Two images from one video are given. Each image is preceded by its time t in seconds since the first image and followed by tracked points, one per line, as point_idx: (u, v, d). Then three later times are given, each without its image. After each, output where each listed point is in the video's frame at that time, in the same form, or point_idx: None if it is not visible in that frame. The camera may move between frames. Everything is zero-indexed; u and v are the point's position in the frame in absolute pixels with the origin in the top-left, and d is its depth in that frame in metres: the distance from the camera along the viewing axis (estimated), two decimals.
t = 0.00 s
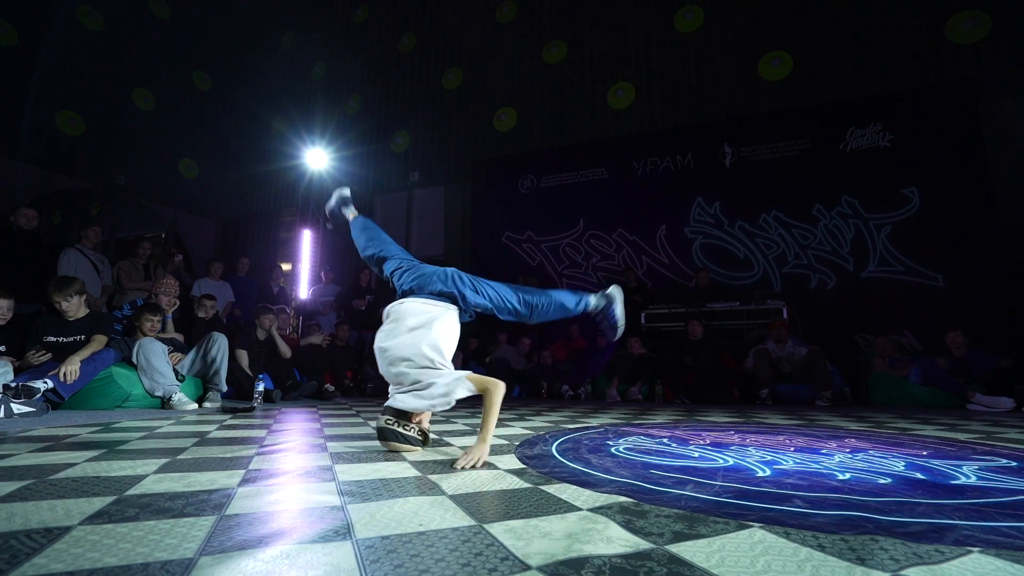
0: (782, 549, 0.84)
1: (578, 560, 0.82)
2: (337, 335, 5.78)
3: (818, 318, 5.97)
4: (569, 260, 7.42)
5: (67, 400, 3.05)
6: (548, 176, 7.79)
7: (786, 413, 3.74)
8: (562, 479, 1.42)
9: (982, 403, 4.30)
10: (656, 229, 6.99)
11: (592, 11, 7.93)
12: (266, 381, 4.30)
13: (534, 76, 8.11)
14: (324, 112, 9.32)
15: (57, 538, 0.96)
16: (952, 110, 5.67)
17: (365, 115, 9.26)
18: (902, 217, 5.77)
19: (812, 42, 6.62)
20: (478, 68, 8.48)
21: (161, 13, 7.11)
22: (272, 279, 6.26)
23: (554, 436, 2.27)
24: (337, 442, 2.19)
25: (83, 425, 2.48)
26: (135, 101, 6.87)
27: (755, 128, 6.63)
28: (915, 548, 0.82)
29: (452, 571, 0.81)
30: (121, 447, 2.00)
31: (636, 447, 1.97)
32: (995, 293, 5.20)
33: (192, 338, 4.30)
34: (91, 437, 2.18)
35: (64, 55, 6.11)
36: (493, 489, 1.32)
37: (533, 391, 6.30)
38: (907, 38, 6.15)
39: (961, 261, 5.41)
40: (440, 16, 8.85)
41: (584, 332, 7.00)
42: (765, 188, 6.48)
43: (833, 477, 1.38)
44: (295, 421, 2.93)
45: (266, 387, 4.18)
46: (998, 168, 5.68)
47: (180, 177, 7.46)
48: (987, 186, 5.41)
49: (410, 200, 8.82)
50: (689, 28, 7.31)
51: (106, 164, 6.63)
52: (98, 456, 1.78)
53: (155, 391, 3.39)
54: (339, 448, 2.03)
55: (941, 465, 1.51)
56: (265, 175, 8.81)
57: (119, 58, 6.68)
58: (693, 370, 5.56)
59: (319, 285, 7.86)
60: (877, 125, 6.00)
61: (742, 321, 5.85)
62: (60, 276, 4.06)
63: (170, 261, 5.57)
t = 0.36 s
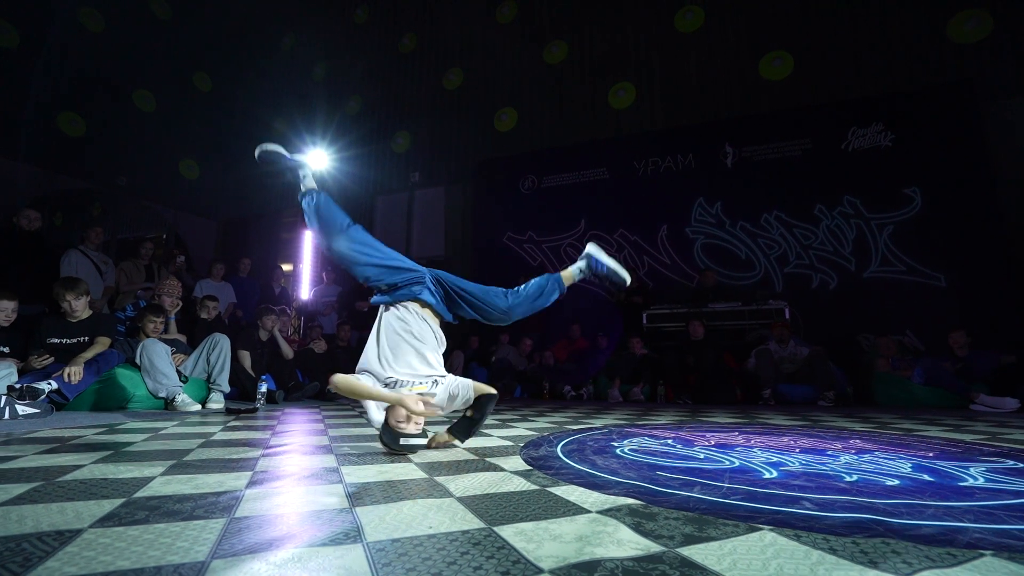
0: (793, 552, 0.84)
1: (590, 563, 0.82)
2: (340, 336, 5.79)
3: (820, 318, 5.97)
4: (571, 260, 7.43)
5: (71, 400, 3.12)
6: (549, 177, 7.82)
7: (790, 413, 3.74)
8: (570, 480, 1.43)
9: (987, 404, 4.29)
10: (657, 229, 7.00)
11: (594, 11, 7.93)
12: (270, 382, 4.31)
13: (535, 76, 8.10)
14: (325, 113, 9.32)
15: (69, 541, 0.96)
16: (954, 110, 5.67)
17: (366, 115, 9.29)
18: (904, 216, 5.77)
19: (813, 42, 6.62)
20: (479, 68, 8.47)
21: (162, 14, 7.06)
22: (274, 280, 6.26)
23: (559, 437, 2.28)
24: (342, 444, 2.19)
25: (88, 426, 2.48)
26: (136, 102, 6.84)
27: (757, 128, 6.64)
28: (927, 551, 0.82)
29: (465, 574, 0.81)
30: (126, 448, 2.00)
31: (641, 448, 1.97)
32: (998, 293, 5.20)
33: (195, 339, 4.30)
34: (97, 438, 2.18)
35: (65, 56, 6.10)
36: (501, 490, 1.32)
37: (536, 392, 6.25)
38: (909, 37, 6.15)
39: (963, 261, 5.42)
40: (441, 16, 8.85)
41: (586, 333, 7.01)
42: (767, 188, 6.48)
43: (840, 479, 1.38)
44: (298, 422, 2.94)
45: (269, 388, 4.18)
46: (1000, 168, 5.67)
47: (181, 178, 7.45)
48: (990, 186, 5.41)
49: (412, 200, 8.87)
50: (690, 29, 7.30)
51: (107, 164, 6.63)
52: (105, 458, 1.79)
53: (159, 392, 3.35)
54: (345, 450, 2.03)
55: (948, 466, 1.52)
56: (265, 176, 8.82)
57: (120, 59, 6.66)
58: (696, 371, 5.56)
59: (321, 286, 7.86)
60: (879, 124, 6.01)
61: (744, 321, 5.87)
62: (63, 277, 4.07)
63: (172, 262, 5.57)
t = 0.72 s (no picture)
0: (810, 552, 0.83)
1: (605, 563, 0.82)
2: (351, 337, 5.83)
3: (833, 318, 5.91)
4: (580, 260, 7.43)
5: (90, 400, 3.14)
6: (558, 177, 7.85)
7: (803, 414, 3.70)
8: (582, 480, 1.43)
9: (1007, 404, 4.22)
10: (667, 228, 6.97)
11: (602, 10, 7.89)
12: (282, 382, 4.36)
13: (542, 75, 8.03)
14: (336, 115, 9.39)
15: (92, 537, 0.98)
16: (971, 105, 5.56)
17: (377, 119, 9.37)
18: (920, 213, 5.68)
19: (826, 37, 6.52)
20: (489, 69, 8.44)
21: (173, 22, 6.98)
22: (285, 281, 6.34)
23: (570, 437, 2.28)
24: (354, 443, 2.21)
25: (106, 426, 2.53)
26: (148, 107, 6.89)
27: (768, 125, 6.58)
28: (948, 552, 0.81)
29: (480, 572, 0.81)
30: (144, 447, 2.03)
31: (654, 447, 1.96)
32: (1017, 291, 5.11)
33: (209, 340, 4.36)
34: (115, 438, 2.22)
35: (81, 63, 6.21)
36: (514, 489, 1.33)
37: (546, 391, 6.24)
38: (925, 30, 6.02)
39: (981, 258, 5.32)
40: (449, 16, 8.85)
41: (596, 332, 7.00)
42: (778, 186, 6.43)
43: (856, 479, 1.37)
44: (311, 422, 2.97)
45: (281, 388, 4.23)
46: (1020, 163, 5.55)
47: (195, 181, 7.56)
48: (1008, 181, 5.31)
49: (422, 202, 8.98)
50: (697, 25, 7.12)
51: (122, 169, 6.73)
52: (124, 457, 1.82)
53: (174, 392, 3.42)
54: (357, 449, 2.05)
55: (967, 467, 1.50)
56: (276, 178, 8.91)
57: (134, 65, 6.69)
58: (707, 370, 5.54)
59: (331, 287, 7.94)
60: (893, 120, 5.92)
61: (756, 320, 5.78)
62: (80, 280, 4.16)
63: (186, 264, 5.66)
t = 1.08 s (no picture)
0: (830, 553, 0.82)
1: (622, 562, 0.82)
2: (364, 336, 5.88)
3: (850, 317, 5.82)
4: (592, 260, 7.42)
5: (111, 399, 3.23)
6: (569, 176, 7.83)
7: (820, 413, 3.65)
8: (597, 479, 1.43)
9: None
10: (679, 227, 6.93)
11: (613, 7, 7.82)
12: (297, 382, 4.42)
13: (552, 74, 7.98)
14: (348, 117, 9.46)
15: (116, 533, 1.01)
16: (992, 98, 5.44)
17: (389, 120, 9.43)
18: (939, 210, 5.57)
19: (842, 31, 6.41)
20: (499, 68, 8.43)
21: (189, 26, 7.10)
22: (300, 282, 6.41)
23: (584, 436, 2.27)
24: (368, 442, 2.23)
25: (126, 425, 2.58)
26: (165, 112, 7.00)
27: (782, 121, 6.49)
28: (973, 555, 0.79)
29: (497, 571, 0.82)
30: (163, 445, 2.07)
31: (668, 447, 1.95)
32: None
33: (225, 340, 4.43)
34: (136, 436, 2.26)
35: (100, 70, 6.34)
36: (528, 489, 1.33)
37: (558, 391, 6.24)
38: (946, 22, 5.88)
39: (1003, 255, 5.20)
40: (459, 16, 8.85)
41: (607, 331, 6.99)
42: (792, 183, 6.35)
43: (876, 480, 1.35)
44: (325, 421, 3.00)
45: (296, 388, 4.29)
46: None
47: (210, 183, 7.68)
48: None
49: (433, 202, 9.00)
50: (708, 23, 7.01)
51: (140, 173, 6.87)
52: (145, 455, 1.86)
53: (192, 391, 3.49)
54: (371, 448, 2.07)
55: (991, 468, 1.47)
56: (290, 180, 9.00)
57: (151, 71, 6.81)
58: (721, 369, 5.50)
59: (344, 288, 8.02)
60: (910, 115, 5.81)
61: (770, 319, 5.71)
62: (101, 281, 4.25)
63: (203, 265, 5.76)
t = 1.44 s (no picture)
0: (850, 556, 0.82)
1: (640, 564, 0.82)
2: (375, 337, 5.92)
3: (866, 316, 5.73)
4: (602, 259, 7.39)
5: (129, 400, 3.29)
6: (579, 176, 7.81)
7: (835, 414, 3.62)
8: (611, 480, 1.43)
9: None
10: (690, 226, 6.89)
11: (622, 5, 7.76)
12: (310, 382, 4.47)
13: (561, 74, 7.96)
14: (358, 119, 9.49)
15: (139, 531, 1.03)
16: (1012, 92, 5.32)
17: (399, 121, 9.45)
18: (956, 207, 5.47)
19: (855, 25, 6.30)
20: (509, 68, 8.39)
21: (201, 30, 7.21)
22: (312, 283, 6.47)
23: (597, 437, 2.27)
24: (382, 443, 2.24)
25: (144, 425, 2.63)
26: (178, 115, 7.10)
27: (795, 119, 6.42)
28: (997, 559, 0.78)
29: (516, 571, 0.82)
30: (181, 445, 2.11)
31: (682, 448, 1.94)
32: None
33: (239, 341, 4.49)
34: (154, 436, 2.30)
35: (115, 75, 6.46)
36: (543, 489, 1.33)
37: (570, 391, 6.23)
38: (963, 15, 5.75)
39: None
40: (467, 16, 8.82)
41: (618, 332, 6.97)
42: (805, 181, 6.28)
43: (895, 482, 1.33)
44: (337, 421, 3.03)
45: (309, 389, 4.34)
46: None
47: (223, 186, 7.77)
48: None
49: (442, 201, 8.94)
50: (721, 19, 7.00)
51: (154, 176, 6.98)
52: (163, 454, 1.89)
53: (207, 391, 3.55)
54: (384, 449, 2.08)
55: (1014, 471, 1.44)
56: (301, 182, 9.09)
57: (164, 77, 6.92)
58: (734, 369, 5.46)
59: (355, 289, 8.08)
60: (926, 111, 5.71)
61: (783, 319, 5.63)
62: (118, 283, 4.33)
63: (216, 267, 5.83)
